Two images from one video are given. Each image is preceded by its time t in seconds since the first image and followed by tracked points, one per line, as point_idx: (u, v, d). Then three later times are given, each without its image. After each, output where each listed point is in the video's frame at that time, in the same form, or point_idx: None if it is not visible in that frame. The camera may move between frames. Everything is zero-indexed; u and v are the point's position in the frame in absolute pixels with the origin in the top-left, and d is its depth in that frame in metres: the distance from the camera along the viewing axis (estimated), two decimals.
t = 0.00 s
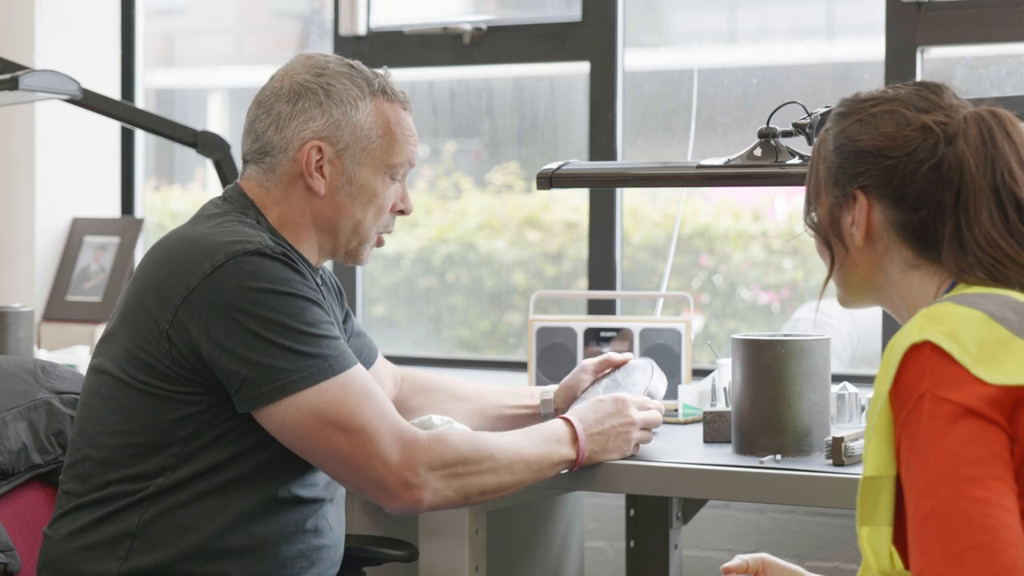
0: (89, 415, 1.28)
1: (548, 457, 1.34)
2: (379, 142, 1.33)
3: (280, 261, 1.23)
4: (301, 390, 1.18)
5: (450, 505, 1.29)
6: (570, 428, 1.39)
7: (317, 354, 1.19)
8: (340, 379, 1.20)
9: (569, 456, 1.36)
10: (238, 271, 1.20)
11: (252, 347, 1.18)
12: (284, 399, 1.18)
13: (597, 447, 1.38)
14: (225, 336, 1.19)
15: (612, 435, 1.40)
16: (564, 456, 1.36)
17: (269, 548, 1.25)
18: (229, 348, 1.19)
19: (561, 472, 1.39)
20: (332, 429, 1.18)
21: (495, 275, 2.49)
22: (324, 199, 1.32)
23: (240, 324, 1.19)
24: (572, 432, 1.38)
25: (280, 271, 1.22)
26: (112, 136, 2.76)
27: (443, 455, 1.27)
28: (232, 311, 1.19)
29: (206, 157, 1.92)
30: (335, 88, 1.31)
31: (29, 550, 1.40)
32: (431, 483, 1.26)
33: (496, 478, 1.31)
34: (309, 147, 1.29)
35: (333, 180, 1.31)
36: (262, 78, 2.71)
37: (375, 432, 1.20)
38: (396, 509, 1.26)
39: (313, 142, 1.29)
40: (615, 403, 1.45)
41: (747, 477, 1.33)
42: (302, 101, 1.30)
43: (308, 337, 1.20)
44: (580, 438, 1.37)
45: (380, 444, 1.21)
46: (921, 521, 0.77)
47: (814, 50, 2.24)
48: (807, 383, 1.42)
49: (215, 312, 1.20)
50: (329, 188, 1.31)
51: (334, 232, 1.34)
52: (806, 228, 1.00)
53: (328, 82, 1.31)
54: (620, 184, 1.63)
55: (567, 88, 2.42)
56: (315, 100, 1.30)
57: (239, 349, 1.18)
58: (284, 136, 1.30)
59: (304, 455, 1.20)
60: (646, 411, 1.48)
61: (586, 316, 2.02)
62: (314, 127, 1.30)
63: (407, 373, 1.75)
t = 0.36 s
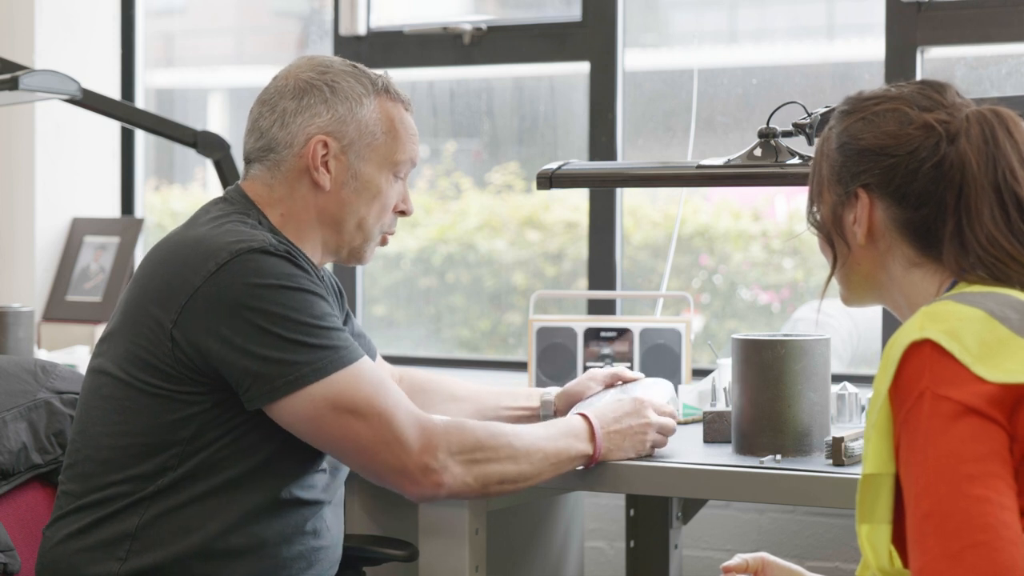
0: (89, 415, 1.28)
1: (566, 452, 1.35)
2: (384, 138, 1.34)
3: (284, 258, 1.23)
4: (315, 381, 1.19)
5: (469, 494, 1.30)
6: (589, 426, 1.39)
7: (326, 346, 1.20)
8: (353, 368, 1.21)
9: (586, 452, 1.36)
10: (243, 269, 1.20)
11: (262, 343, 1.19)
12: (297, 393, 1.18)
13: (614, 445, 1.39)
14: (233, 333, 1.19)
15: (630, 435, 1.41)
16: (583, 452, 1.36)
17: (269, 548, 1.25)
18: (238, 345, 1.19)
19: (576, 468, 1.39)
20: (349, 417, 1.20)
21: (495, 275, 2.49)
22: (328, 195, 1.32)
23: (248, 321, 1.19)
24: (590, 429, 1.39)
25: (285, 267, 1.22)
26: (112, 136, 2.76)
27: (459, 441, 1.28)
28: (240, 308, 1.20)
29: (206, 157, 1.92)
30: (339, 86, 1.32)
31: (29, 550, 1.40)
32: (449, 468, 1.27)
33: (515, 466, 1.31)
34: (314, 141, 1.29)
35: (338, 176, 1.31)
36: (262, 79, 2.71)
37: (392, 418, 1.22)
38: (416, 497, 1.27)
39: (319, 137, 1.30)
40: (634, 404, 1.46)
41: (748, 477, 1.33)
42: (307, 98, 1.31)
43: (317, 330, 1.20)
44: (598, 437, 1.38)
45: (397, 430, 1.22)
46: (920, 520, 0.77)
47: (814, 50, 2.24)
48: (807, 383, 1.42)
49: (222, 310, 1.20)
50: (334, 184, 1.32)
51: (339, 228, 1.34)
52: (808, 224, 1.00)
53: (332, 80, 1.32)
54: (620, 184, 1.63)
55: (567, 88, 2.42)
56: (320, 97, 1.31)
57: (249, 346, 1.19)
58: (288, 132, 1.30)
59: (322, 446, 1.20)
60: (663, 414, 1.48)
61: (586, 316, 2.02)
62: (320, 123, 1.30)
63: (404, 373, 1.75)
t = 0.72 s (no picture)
0: (93, 415, 1.28)
1: (577, 451, 1.35)
2: (369, 126, 1.33)
3: (290, 255, 1.24)
4: (323, 376, 1.19)
5: (477, 491, 1.30)
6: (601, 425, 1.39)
7: (333, 342, 1.20)
8: (358, 365, 1.21)
9: (598, 451, 1.36)
10: (250, 268, 1.21)
11: (268, 340, 1.19)
12: (306, 389, 1.19)
13: (626, 445, 1.39)
14: (240, 331, 1.20)
15: (642, 435, 1.42)
16: (596, 452, 1.36)
17: (273, 547, 1.25)
18: (245, 343, 1.19)
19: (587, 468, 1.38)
20: (355, 413, 1.20)
21: (495, 275, 2.49)
22: (317, 186, 1.32)
23: (255, 318, 1.19)
24: (602, 429, 1.39)
25: (291, 265, 1.22)
26: (112, 136, 2.76)
27: (466, 438, 1.28)
28: (246, 306, 1.20)
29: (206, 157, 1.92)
30: (323, 79, 1.33)
31: (29, 550, 1.40)
32: (457, 465, 1.27)
33: (524, 464, 1.31)
34: (297, 133, 1.30)
35: (323, 165, 1.31)
36: (262, 79, 2.71)
37: (398, 414, 1.22)
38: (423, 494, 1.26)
39: (301, 129, 1.30)
40: (646, 404, 1.47)
41: (747, 477, 1.33)
42: (292, 95, 1.33)
43: (323, 326, 1.21)
44: (610, 437, 1.38)
45: (402, 426, 1.22)
46: (920, 519, 0.77)
47: (814, 50, 2.24)
48: (807, 383, 1.42)
49: (229, 308, 1.20)
50: (320, 174, 1.31)
51: (331, 220, 1.34)
52: (812, 221, 1.00)
53: (317, 75, 1.33)
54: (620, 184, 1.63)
55: (567, 88, 2.42)
56: (304, 91, 1.32)
57: (256, 343, 1.19)
58: (275, 129, 1.32)
59: (328, 442, 1.21)
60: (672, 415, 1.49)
61: (586, 316, 2.02)
62: (302, 115, 1.31)
63: (405, 373, 1.76)
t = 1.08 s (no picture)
0: (93, 416, 1.27)
1: (576, 450, 1.35)
2: (353, 122, 1.33)
3: (290, 255, 1.24)
4: (323, 376, 1.19)
5: (477, 492, 1.29)
6: (598, 424, 1.39)
7: (332, 342, 1.20)
8: (358, 365, 1.21)
9: (596, 450, 1.36)
10: (250, 268, 1.21)
11: (268, 340, 1.19)
12: (305, 389, 1.19)
13: (625, 444, 1.40)
14: (240, 331, 1.20)
15: (642, 435, 1.42)
16: (593, 451, 1.36)
17: (273, 548, 1.25)
18: (244, 343, 1.19)
19: (586, 468, 1.38)
20: (355, 413, 1.20)
21: (495, 275, 2.49)
22: (305, 185, 1.32)
23: (255, 318, 1.19)
24: (601, 429, 1.39)
25: (291, 265, 1.22)
26: (112, 136, 2.76)
27: (466, 439, 1.28)
28: (246, 306, 1.20)
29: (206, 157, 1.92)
30: (308, 78, 1.33)
31: (29, 550, 1.41)
32: (456, 465, 1.27)
33: (523, 464, 1.31)
34: (281, 134, 1.31)
35: (309, 164, 1.32)
36: (261, 79, 2.71)
37: (397, 415, 1.22)
38: (423, 494, 1.26)
39: (286, 129, 1.31)
40: (645, 405, 1.47)
41: (748, 477, 1.33)
42: (279, 96, 1.33)
43: (323, 326, 1.21)
44: (608, 436, 1.38)
45: (402, 427, 1.22)
46: (921, 521, 0.77)
47: (814, 50, 2.24)
48: (807, 383, 1.42)
49: (229, 308, 1.20)
50: (306, 173, 1.32)
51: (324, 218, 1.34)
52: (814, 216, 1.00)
53: (304, 74, 1.33)
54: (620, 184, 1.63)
55: (567, 88, 2.42)
56: (290, 92, 1.33)
57: (255, 343, 1.19)
58: (263, 131, 1.33)
59: (328, 443, 1.21)
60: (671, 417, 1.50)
61: (586, 316, 2.02)
62: (287, 116, 1.32)
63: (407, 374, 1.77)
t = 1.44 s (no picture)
0: (93, 417, 1.27)
1: (576, 450, 1.35)
2: (372, 130, 1.33)
3: (289, 256, 1.24)
4: (322, 378, 1.19)
5: (476, 493, 1.30)
6: (598, 424, 1.39)
7: (332, 343, 1.20)
8: (358, 367, 1.21)
9: (596, 450, 1.36)
10: (250, 269, 1.21)
11: (268, 341, 1.19)
12: (304, 390, 1.19)
13: (625, 444, 1.40)
14: (239, 332, 1.20)
15: (642, 435, 1.42)
16: (592, 450, 1.36)
17: (273, 548, 1.25)
18: (244, 343, 1.19)
19: (586, 467, 1.38)
20: (354, 415, 1.20)
21: (495, 275, 2.49)
22: (319, 189, 1.32)
23: (255, 319, 1.19)
24: (600, 429, 1.39)
25: (291, 266, 1.22)
26: (112, 136, 2.76)
27: (465, 440, 1.28)
28: (246, 307, 1.20)
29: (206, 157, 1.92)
30: (326, 81, 1.33)
31: (29, 550, 1.41)
32: (455, 467, 1.27)
33: (522, 465, 1.31)
34: (300, 136, 1.30)
35: (326, 169, 1.31)
36: (261, 79, 2.71)
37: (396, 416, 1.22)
38: (421, 495, 1.26)
39: (305, 132, 1.31)
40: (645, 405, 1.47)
41: (748, 477, 1.33)
42: (295, 96, 1.32)
43: (323, 327, 1.21)
44: (608, 436, 1.38)
45: (401, 428, 1.22)
46: (923, 521, 0.77)
47: (814, 50, 2.24)
48: (807, 383, 1.42)
49: (229, 309, 1.20)
50: (323, 177, 1.31)
51: (335, 223, 1.34)
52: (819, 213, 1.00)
53: (320, 77, 1.33)
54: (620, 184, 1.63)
55: (567, 88, 2.42)
56: (307, 93, 1.32)
57: (255, 344, 1.19)
58: (278, 130, 1.32)
59: (327, 445, 1.21)
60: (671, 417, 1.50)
61: (586, 316, 2.02)
62: (305, 118, 1.31)
63: (405, 374, 1.77)
